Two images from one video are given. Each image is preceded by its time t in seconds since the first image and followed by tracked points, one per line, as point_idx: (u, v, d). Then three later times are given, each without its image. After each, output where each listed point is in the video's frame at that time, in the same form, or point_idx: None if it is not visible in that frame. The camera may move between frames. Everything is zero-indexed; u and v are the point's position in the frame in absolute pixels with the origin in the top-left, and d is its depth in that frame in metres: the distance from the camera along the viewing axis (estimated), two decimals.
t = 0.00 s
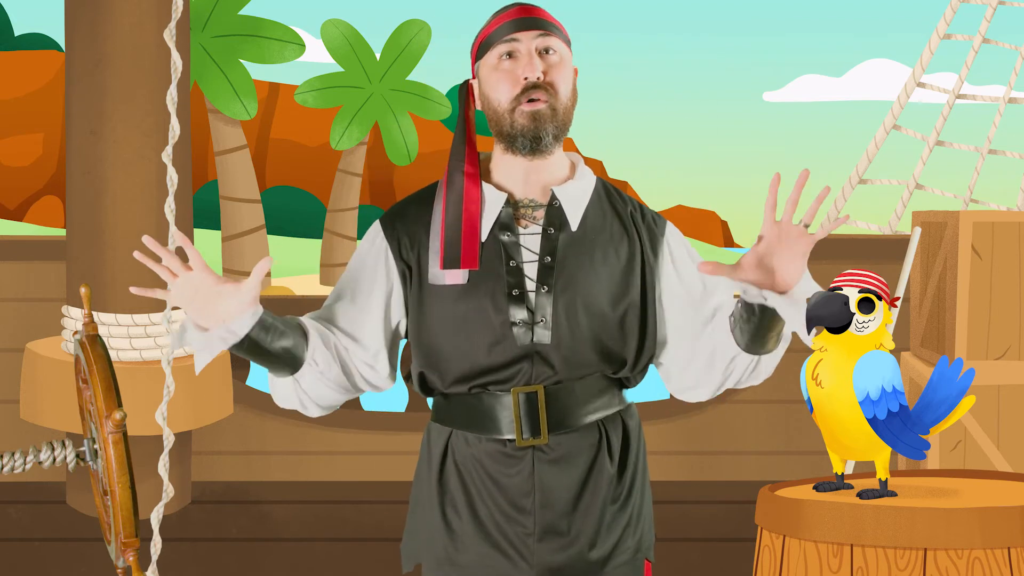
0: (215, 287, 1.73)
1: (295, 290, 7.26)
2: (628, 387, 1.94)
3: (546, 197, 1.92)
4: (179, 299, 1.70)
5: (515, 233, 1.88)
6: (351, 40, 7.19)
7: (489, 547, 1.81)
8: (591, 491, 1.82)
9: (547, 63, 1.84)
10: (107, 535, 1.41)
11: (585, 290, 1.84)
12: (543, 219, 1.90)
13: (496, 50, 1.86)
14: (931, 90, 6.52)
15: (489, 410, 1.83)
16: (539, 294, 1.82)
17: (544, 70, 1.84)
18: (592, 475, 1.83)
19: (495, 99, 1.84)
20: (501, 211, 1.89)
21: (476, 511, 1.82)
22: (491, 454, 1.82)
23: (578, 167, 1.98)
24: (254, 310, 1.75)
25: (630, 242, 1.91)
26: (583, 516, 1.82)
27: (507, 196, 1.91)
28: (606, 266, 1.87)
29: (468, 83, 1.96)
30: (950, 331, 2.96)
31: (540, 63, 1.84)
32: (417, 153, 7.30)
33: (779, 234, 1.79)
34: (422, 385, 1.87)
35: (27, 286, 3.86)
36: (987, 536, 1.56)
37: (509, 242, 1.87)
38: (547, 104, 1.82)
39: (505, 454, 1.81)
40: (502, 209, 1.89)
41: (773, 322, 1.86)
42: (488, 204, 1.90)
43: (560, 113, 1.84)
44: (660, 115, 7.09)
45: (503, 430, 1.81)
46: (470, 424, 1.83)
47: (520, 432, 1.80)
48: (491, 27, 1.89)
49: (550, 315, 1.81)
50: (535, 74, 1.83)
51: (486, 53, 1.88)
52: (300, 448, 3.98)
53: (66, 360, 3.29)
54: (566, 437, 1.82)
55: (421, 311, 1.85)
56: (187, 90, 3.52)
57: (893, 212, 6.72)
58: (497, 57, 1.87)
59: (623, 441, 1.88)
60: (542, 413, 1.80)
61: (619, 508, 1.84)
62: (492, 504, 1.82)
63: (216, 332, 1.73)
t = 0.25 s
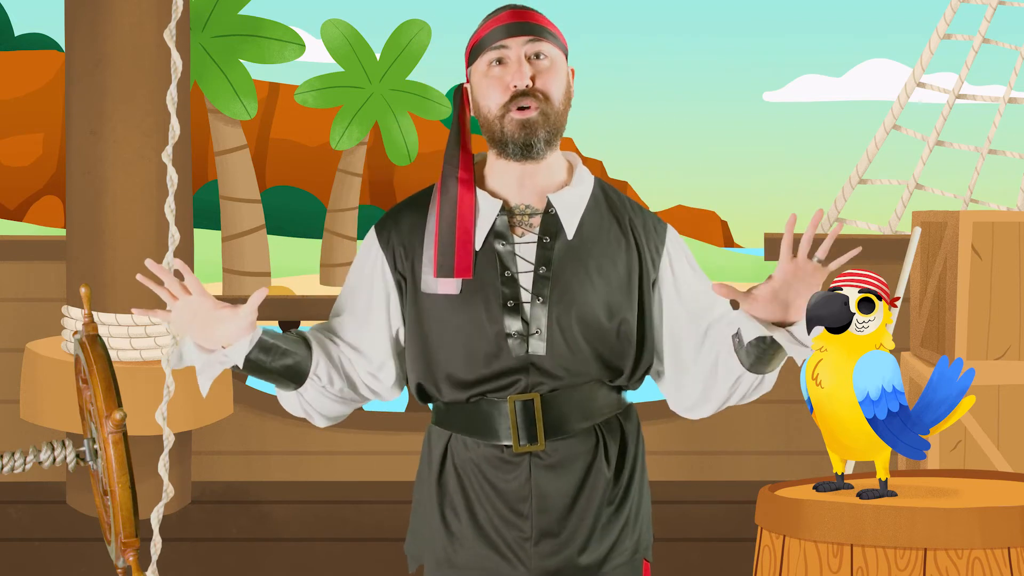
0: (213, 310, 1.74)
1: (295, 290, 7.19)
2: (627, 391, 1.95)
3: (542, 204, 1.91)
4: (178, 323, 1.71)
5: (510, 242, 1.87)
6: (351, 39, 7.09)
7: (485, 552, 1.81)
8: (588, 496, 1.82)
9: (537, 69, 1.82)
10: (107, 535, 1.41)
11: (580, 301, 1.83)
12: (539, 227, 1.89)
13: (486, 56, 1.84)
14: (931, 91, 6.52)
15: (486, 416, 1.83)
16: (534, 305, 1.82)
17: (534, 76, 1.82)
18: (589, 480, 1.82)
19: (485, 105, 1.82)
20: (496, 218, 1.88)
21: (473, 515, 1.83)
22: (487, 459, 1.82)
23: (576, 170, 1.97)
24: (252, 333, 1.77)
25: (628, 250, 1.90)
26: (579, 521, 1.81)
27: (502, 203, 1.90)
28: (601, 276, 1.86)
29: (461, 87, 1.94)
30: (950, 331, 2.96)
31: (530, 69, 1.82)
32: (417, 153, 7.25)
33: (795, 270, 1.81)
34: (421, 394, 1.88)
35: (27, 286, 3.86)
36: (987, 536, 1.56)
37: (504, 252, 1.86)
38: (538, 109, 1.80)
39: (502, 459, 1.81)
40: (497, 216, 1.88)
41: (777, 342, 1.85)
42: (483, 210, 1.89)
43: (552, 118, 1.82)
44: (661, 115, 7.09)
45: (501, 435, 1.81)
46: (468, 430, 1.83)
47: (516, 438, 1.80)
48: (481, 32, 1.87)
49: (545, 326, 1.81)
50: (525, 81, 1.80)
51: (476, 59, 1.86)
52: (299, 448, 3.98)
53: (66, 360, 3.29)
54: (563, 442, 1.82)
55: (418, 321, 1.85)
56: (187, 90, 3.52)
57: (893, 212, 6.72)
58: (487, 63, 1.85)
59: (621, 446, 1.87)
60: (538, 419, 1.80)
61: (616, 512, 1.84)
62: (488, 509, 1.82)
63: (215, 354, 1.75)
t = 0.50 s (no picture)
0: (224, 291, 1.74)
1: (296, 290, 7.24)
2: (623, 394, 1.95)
3: (541, 210, 1.90)
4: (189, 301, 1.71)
5: (508, 247, 1.87)
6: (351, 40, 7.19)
7: (483, 553, 1.81)
8: (585, 497, 1.82)
9: (539, 77, 1.82)
10: (107, 535, 1.41)
11: (577, 308, 1.83)
12: (537, 232, 1.88)
13: (488, 64, 1.84)
14: (931, 91, 6.52)
15: (483, 418, 1.82)
16: (531, 312, 1.82)
17: (536, 84, 1.81)
18: (586, 481, 1.82)
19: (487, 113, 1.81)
20: (494, 224, 1.88)
21: (470, 515, 1.83)
22: (485, 461, 1.82)
23: (575, 173, 1.96)
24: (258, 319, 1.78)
25: (626, 256, 1.90)
26: (575, 522, 1.81)
27: (501, 209, 1.90)
28: (599, 283, 1.86)
29: (462, 94, 1.94)
30: (950, 331, 2.96)
31: (532, 77, 1.81)
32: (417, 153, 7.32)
33: (801, 261, 1.79)
34: (419, 397, 1.88)
35: (27, 286, 3.86)
36: (987, 537, 1.56)
37: (502, 257, 1.86)
38: (540, 118, 1.79)
39: (499, 461, 1.81)
40: (495, 221, 1.88)
41: (783, 337, 1.82)
42: (482, 217, 1.88)
43: (554, 126, 1.82)
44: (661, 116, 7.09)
45: (498, 437, 1.81)
46: (466, 432, 1.83)
47: (514, 440, 1.80)
48: (483, 39, 1.86)
49: (541, 334, 1.81)
50: (527, 89, 1.80)
51: (478, 66, 1.86)
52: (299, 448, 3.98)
53: (66, 360, 3.29)
54: (560, 443, 1.82)
55: (416, 326, 1.85)
56: (187, 90, 3.52)
57: (893, 212, 6.72)
58: (489, 71, 1.85)
59: (617, 446, 1.87)
60: (535, 421, 1.80)
61: (613, 511, 1.84)
62: (486, 510, 1.82)
63: (219, 337, 1.76)
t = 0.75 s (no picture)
0: (231, 282, 1.74)
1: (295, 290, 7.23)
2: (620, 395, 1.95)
3: (539, 213, 1.90)
4: (195, 289, 1.72)
5: (507, 250, 1.87)
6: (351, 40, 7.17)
7: (481, 552, 1.81)
8: (581, 497, 1.82)
9: (538, 79, 1.81)
10: (107, 535, 1.41)
11: (575, 312, 1.83)
12: (535, 236, 1.88)
13: (486, 66, 1.84)
14: (931, 91, 6.52)
15: (481, 419, 1.82)
16: (529, 316, 1.82)
17: (534, 87, 1.81)
18: (582, 481, 1.82)
19: (485, 116, 1.81)
20: (493, 227, 1.87)
21: (467, 515, 1.83)
22: (482, 461, 1.82)
23: (572, 177, 1.96)
24: (263, 311, 1.76)
25: (624, 260, 1.90)
26: (571, 522, 1.81)
27: (499, 212, 1.89)
28: (597, 287, 1.86)
29: (460, 97, 1.94)
30: (950, 331, 2.96)
31: (530, 79, 1.81)
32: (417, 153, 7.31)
33: (793, 258, 1.78)
34: (416, 399, 1.87)
35: (27, 286, 3.86)
36: (987, 537, 1.56)
37: (500, 260, 1.86)
38: (539, 121, 1.79)
39: (496, 462, 1.81)
40: (494, 224, 1.87)
41: (778, 335, 1.79)
42: (481, 220, 1.87)
43: (552, 129, 1.82)
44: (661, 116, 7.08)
45: (495, 438, 1.81)
46: (463, 433, 1.83)
47: (512, 441, 1.80)
48: (481, 41, 1.86)
49: (539, 337, 1.81)
50: (525, 91, 1.79)
51: (477, 69, 1.85)
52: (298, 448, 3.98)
53: (66, 360, 3.29)
54: (557, 444, 1.82)
55: (414, 329, 1.85)
56: (187, 90, 3.51)
57: (893, 212, 6.72)
58: (487, 73, 1.84)
59: (613, 445, 1.87)
60: (533, 422, 1.81)
61: (609, 511, 1.84)
62: (483, 510, 1.82)
63: (223, 328, 1.75)
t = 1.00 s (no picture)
0: (238, 272, 1.73)
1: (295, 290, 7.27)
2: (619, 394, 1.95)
3: (536, 212, 1.90)
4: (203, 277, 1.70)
5: (504, 249, 1.87)
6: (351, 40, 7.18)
7: (482, 550, 1.81)
8: (580, 495, 1.82)
9: (535, 78, 1.81)
10: (107, 535, 1.41)
11: (573, 310, 1.83)
12: (533, 235, 1.88)
13: (483, 65, 1.84)
14: (931, 91, 6.52)
15: (480, 417, 1.82)
16: (526, 314, 1.82)
17: (531, 86, 1.81)
18: (581, 479, 1.82)
19: (482, 115, 1.81)
20: (490, 226, 1.88)
21: (467, 513, 1.83)
22: (481, 459, 1.82)
23: (570, 176, 1.96)
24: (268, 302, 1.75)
25: (621, 259, 1.90)
26: (570, 519, 1.81)
27: (497, 211, 1.89)
28: (594, 286, 1.86)
29: (459, 96, 1.94)
30: (950, 331, 2.96)
31: (527, 78, 1.81)
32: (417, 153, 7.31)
33: (788, 252, 1.78)
34: (416, 397, 1.87)
35: (27, 286, 3.86)
36: (987, 536, 1.56)
37: (498, 259, 1.86)
38: (535, 120, 1.79)
39: (495, 460, 1.82)
40: (491, 224, 1.88)
41: (773, 329, 1.80)
42: (478, 219, 1.88)
43: (549, 127, 1.82)
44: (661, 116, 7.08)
45: (494, 436, 1.81)
46: (462, 432, 1.83)
47: (510, 439, 1.80)
48: (479, 40, 1.86)
49: (536, 335, 1.81)
50: (521, 90, 1.80)
51: (474, 68, 1.86)
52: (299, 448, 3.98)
53: (66, 360, 3.29)
54: (555, 442, 1.82)
55: (412, 328, 1.84)
56: (187, 90, 3.51)
57: (893, 212, 6.72)
58: (484, 72, 1.84)
59: (612, 443, 1.87)
60: (530, 419, 1.80)
61: (608, 508, 1.84)
62: (483, 508, 1.82)
63: (228, 318, 1.73)
